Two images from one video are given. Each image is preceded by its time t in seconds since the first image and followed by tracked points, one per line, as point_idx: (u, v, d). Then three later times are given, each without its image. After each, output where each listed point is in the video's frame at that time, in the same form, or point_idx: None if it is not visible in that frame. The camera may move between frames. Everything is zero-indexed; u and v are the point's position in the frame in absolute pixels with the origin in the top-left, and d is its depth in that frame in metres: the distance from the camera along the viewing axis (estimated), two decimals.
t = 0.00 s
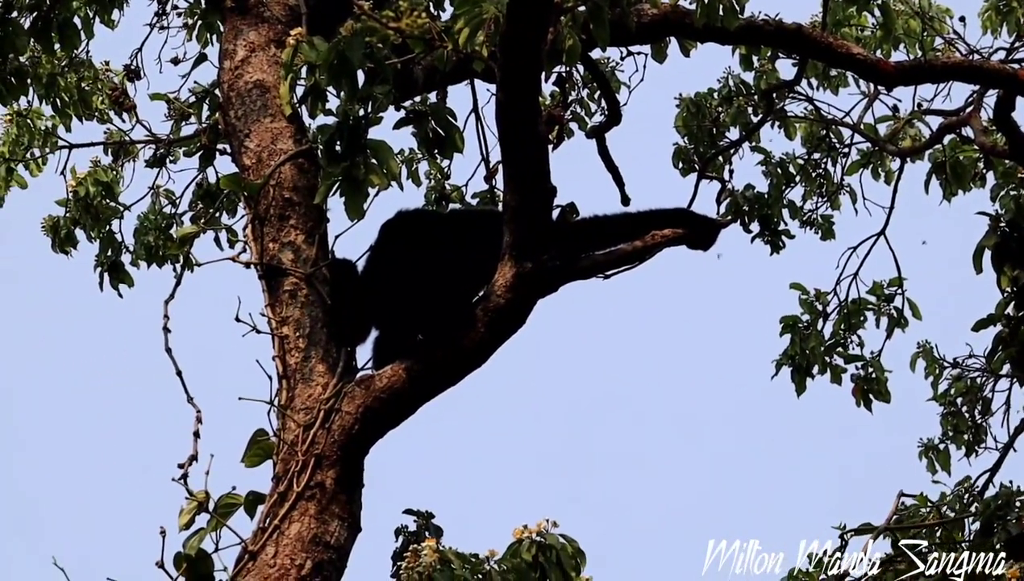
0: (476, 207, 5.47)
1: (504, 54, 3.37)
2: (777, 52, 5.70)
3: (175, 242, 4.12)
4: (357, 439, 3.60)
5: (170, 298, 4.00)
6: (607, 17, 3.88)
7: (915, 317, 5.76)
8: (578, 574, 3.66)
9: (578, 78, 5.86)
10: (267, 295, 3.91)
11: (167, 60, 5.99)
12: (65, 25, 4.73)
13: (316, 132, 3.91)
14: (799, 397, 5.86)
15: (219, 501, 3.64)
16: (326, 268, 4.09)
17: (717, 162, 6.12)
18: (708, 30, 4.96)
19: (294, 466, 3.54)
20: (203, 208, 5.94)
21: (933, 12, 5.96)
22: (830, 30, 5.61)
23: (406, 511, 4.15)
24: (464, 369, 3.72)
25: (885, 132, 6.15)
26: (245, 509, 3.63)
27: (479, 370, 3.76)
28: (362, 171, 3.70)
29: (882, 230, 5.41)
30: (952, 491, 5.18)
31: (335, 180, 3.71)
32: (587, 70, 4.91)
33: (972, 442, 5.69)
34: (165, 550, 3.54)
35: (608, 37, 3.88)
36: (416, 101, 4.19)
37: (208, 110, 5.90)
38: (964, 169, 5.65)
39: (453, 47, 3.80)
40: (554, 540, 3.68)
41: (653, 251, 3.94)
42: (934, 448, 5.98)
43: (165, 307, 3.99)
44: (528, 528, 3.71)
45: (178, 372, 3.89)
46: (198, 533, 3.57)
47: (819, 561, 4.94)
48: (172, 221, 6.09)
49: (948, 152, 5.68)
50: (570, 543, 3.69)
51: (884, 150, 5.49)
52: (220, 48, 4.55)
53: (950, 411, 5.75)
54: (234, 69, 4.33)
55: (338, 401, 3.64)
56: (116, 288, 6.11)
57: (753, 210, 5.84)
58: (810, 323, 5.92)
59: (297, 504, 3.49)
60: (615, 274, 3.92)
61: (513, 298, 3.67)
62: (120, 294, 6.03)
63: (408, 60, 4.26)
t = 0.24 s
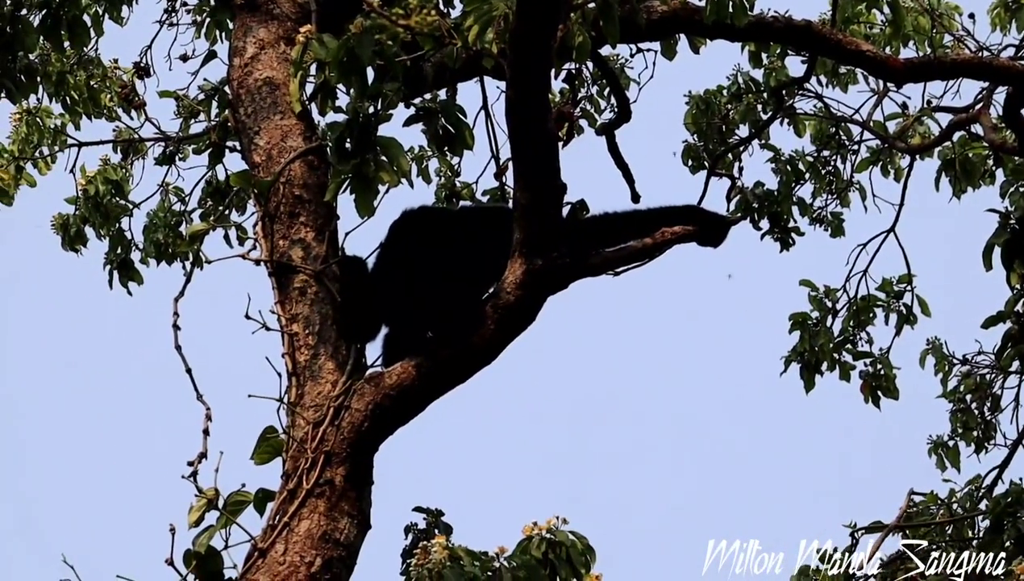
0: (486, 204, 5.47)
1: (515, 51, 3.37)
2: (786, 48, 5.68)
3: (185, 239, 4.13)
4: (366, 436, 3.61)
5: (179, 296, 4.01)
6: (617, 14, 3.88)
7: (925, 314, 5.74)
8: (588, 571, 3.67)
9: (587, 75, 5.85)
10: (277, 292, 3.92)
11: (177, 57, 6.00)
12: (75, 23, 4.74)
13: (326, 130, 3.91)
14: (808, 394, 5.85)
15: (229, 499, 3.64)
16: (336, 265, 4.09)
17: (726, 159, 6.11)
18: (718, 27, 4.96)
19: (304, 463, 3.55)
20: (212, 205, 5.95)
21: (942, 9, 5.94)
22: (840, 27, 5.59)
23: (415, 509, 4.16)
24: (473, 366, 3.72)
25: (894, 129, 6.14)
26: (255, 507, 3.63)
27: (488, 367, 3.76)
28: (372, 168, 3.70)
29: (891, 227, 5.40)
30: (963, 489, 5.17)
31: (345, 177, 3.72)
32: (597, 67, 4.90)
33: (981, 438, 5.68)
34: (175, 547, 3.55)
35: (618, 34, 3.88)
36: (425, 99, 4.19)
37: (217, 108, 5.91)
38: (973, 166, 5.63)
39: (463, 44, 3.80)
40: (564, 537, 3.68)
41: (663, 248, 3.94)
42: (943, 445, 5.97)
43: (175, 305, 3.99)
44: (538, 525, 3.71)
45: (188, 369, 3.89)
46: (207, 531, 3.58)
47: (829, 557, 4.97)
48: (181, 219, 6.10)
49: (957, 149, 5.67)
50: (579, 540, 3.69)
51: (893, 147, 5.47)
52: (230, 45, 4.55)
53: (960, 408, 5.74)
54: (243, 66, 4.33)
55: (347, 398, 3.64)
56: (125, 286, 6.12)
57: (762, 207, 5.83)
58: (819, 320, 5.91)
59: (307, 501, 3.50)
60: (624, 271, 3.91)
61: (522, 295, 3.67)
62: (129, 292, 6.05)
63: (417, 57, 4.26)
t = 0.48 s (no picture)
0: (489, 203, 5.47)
1: (518, 49, 3.37)
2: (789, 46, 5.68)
3: (188, 237, 4.13)
4: (369, 435, 3.61)
5: (182, 294, 4.01)
6: (620, 12, 3.89)
7: (927, 312, 5.74)
8: (590, 570, 3.67)
9: (590, 74, 5.86)
10: (280, 290, 3.92)
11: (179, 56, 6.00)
12: (78, 21, 4.74)
13: (329, 128, 3.91)
14: (811, 392, 5.85)
15: (232, 498, 3.65)
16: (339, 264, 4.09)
17: (729, 157, 6.11)
18: (720, 24, 4.96)
19: (307, 462, 3.55)
20: (215, 204, 5.96)
21: (944, 7, 5.94)
22: (843, 25, 5.60)
23: (417, 508, 4.16)
24: (476, 364, 3.73)
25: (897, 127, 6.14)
26: (258, 505, 3.64)
27: (491, 365, 3.77)
28: (375, 166, 3.70)
29: (894, 225, 5.40)
30: (965, 489, 5.17)
31: (348, 175, 3.72)
32: (599, 65, 4.90)
33: (984, 437, 5.68)
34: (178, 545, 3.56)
35: (620, 33, 3.88)
36: (429, 97, 4.19)
37: (220, 106, 5.91)
38: (975, 165, 5.62)
39: (466, 42, 3.79)
40: (566, 536, 3.68)
41: (665, 246, 3.94)
42: (946, 443, 5.97)
43: (178, 302, 3.99)
44: (540, 524, 3.72)
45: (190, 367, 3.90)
46: (210, 529, 3.59)
47: (831, 556, 4.97)
48: (184, 217, 6.11)
49: (960, 147, 5.67)
50: (582, 539, 3.69)
51: (895, 145, 5.48)
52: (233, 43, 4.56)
53: (963, 406, 5.74)
54: (246, 64, 4.34)
55: (350, 397, 3.65)
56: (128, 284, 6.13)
57: (765, 205, 5.82)
58: (822, 318, 5.91)
59: (310, 500, 3.51)
60: (627, 269, 3.91)
61: (525, 294, 3.67)
62: (132, 291, 6.05)
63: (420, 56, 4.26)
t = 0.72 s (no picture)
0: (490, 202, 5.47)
1: (520, 48, 3.37)
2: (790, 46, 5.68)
3: (189, 237, 4.13)
4: (371, 435, 3.61)
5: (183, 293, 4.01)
6: (621, 11, 3.89)
7: (929, 312, 5.74)
8: (591, 570, 3.68)
9: (592, 73, 5.86)
10: (282, 289, 3.92)
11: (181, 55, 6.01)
12: (79, 21, 4.75)
13: (331, 128, 3.91)
14: (813, 392, 5.85)
15: (233, 497, 3.66)
16: (341, 263, 4.10)
17: (731, 157, 6.11)
18: (722, 24, 4.96)
19: (309, 462, 3.56)
20: (217, 204, 5.96)
21: (946, 6, 5.93)
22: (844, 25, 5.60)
23: (418, 509, 4.17)
24: (477, 364, 3.73)
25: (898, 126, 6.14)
26: (259, 505, 3.65)
27: (492, 365, 3.77)
28: (377, 166, 3.71)
29: (895, 225, 5.39)
30: (966, 490, 5.17)
31: (350, 175, 3.72)
32: (601, 65, 4.90)
33: (985, 437, 5.68)
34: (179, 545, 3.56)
35: (622, 32, 3.88)
36: (430, 97, 4.19)
37: (221, 106, 5.92)
38: (976, 164, 5.62)
39: (467, 41, 3.79)
40: (567, 536, 3.68)
41: (667, 246, 3.94)
42: (947, 443, 5.97)
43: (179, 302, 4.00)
44: (541, 525, 3.72)
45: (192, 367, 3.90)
46: (212, 529, 3.59)
47: (831, 556, 4.97)
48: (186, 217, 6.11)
49: (961, 147, 5.67)
50: (582, 540, 3.70)
51: (896, 144, 5.48)
52: (235, 43, 4.56)
53: (964, 406, 5.74)
54: (248, 64, 4.34)
55: (352, 396, 3.65)
56: (130, 284, 6.13)
57: (767, 205, 5.81)
58: (824, 318, 5.91)
59: (311, 500, 3.51)
60: (629, 269, 3.91)
61: (526, 294, 3.67)
62: (134, 290, 6.05)
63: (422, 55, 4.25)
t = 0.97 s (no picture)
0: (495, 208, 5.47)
1: (524, 54, 3.37)
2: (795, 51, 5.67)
3: (194, 243, 4.13)
4: (375, 440, 3.61)
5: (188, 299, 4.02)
6: (625, 16, 3.88)
7: (933, 318, 5.73)
8: (595, 576, 3.66)
9: (596, 79, 5.86)
10: (286, 295, 3.92)
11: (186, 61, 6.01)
12: (84, 26, 4.76)
13: (335, 133, 3.91)
14: (817, 397, 5.84)
15: (237, 503, 3.65)
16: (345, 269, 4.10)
17: (735, 162, 6.10)
18: (726, 29, 4.96)
19: (313, 467, 3.55)
20: (222, 209, 5.96)
21: (951, 11, 5.92)
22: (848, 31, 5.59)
23: (421, 514, 4.16)
24: (482, 370, 3.72)
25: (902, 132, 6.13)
26: (263, 510, 3.64)
27: (497, 370, 3.76)
28: (381, 171, 3.71)
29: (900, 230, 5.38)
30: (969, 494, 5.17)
31: (354, 180, 3.72)
32: (605, 70, 4.90)
33: (990, 442, 5.67)
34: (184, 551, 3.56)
35: (626, 37, 3.88)
36: (434, 102, 4.19)
37: (226, 111, 5.92)
38: (981, 170, 5.61)
39: (472, 47, 3.79)
40: (570, 542, 3.67)
41: (672, 251, 3.93)
42: (952, 449, 5.95)
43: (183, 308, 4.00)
44: (545, 530, 3.70)
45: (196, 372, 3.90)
46: (216, 534, 3.59)
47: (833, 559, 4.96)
48: (190, 223, 6.11)
49: (966, 152, 5.66)
50: (586, 545, 3.69)
51: (901, 150, 5.47)
52: (239, 48, 4.57)
53: (968, 411, 5.72)
54: (253, 69, 4.35)
55: (356, 402, 3.64)
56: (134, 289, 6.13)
57: (771, 210, 5.81)
58: (828, 323, 5.90)
59: (315, 505, 3.51)
60: (634, 274, 3.90)
61: (531, 299, 3.67)
62: (138, 296, 6.06)
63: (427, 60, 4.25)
